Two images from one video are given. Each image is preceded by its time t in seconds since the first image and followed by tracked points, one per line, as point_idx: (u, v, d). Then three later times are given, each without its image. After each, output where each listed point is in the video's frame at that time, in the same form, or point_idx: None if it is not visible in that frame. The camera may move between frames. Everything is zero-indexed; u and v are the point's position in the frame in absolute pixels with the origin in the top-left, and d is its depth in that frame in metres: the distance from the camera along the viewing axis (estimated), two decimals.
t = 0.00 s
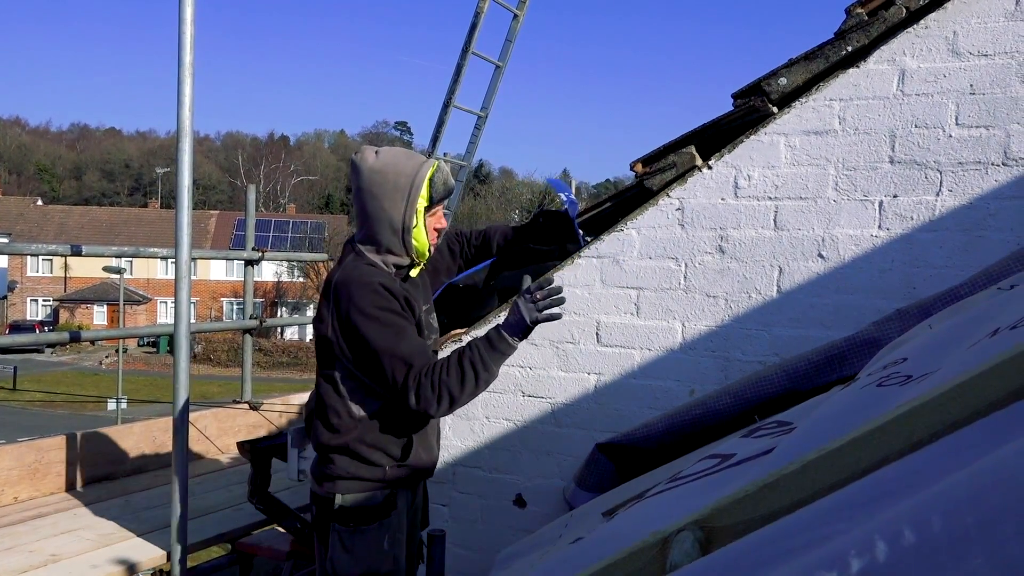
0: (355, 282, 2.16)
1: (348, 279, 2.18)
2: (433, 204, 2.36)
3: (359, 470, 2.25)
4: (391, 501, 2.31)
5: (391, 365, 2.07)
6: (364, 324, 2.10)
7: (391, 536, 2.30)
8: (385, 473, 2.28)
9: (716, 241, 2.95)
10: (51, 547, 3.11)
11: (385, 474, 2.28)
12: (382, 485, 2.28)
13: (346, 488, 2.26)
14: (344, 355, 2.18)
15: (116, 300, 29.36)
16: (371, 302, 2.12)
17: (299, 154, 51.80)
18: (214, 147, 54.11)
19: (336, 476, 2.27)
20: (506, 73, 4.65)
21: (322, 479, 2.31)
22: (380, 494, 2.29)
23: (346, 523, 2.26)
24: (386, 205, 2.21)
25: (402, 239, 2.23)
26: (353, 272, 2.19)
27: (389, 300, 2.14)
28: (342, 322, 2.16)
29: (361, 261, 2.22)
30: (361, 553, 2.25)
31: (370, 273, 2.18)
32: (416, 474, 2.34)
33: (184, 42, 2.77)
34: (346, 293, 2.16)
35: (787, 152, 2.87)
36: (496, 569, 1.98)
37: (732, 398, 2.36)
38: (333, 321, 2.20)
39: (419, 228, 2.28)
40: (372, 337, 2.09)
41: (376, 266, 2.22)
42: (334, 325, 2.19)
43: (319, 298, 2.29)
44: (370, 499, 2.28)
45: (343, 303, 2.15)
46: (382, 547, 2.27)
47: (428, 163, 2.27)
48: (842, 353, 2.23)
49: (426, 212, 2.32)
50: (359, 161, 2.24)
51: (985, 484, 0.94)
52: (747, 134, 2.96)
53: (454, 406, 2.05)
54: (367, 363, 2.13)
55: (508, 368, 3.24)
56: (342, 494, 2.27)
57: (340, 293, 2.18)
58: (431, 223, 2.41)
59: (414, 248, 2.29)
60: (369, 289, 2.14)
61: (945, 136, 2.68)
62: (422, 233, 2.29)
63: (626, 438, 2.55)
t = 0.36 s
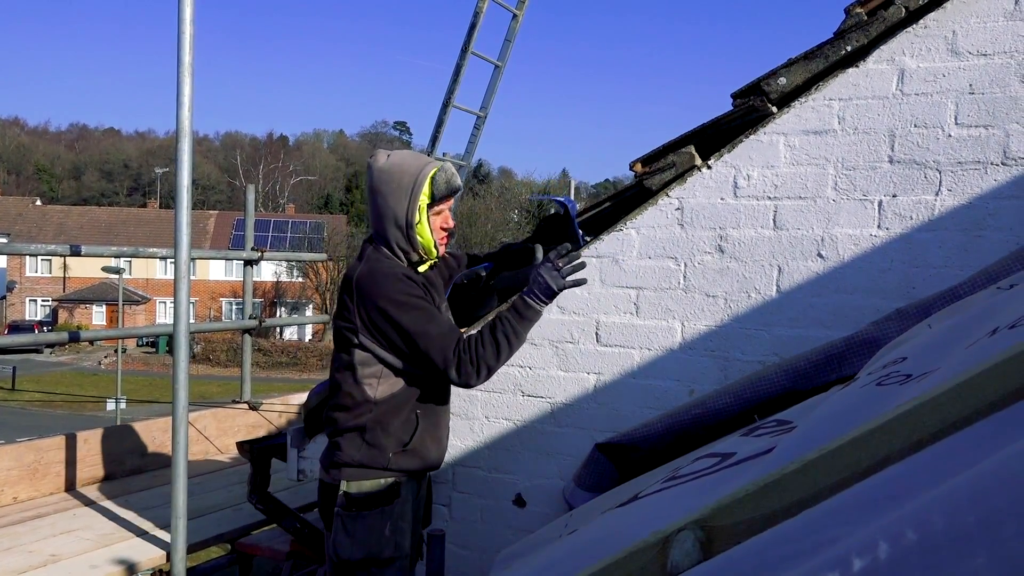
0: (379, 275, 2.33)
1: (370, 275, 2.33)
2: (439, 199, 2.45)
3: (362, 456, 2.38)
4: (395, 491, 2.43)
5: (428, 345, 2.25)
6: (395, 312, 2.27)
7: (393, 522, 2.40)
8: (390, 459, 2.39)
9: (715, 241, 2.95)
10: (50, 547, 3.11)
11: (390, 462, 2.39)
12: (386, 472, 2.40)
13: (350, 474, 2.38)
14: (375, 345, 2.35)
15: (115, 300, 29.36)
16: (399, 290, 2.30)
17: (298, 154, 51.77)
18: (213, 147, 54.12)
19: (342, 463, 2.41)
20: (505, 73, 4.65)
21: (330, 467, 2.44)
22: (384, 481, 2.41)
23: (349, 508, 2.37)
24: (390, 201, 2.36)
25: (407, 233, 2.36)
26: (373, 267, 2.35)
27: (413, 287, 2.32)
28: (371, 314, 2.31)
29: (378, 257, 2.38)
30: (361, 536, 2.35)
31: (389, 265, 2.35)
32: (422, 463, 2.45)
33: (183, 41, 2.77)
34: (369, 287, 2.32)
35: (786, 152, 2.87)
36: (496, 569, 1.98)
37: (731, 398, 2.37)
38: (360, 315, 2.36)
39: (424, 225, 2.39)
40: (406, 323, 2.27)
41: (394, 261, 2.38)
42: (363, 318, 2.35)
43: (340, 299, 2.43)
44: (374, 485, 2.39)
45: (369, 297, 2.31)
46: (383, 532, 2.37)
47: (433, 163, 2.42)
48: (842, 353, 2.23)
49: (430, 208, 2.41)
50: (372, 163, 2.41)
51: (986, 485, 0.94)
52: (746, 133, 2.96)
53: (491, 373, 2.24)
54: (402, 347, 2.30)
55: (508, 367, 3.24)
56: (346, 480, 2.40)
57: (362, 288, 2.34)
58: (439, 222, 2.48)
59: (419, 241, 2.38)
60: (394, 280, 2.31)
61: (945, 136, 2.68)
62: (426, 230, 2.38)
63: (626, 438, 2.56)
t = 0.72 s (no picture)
0: (392, 268, 2.65)
1: (383, 268, 2.65)
2: (438, 197, 2.81)
3: (370, 457, 2.64)
4: (399, 492, 2.70)
5: (447, 325, 2.63)
6: (413, 298, 2.61)
7: (399, 525, 2.67)
8: (394, 458, 2.66)
9: (716, 241, 2.95)
10: (52, 547, 3.11)
11: (394, 461, 2.66)
12: (391, 471, 2.67)
13: (357, 475, 2.64)
14: (391, 332, 2.64)
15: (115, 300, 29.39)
16: (415, 279, 2.64)
17: (298, 154, 51.77)
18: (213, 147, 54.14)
19: (349, 464, 2.66)
20: (505, 72, 4.65)
21: (337, 469, 2.69)
22: (388, 482, 2.68)
23: (357, 510, 2.62)
24: (393, 197, 2.72)
25: (408, 225, 2.72)
26: (384, 260, 2.67)
27: (424, 277, 2.68)
28: (387, 303, 2.62)
29: (388, 252, 2.70)
30: (370, 539, 2.60)
31: (398, 259, 2.68)
32: (423, 461, 2.73)
33: (186, 42, 2.77)
34: (383, 277, 2.64)
35: (787, 152, 2.87)
36: (498, 570, 1.98)
37: (733, 398, 2.37)
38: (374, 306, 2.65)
39: (424, 220, 2.75)
40: (427, 308, 2.61)
41: (402, 255, 2.72)
42: (377, 308, 2.64)
43: (349, 292, 2.71)
44: (379, 487, 2.66)
45: (385, 285, 2.63)
46: (391, 533, 2.63)
47: (435, 164, 2.78)
48: (844, 354, 2.23)
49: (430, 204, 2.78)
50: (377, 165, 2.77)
51: (994, 489, 0.94)
52: (748, 133, 2.96)
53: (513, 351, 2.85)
54: (419, 331, 2.63)
55: (508, 368, 3.24)
56: (353, 482, 2.65)
57: (377, 279, 2.65)
58: (441, 220, 2.88)
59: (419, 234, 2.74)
60: (407, 270, 2.65)
61: (946, 136, 2.68)
62: (427, 223, 2.76)
63: (628, 438, 2.56)
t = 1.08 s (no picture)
0: (371, 258, 2.70)
1: (362, 259, 2.70)
2: (416, 192, 2.83)
3: (358, 456, 2.66)
4: (391, 493, 2.72)
5: (426, 309, 2.60)
6: (391, 286, 2.62)
7: (388, 525, 2.70)
8: (385, 457, 2.67)
9: (716, 241, 2.95)
10: (51, 546, 3.11)
11: (384, 460, 2.67)
12: (382, 471, 2.68)
13: (347, 474, 2.67)
14: (371, 321, 2.67)
15: (116, 300, 29.40)
16: (392, 267, 2.67)
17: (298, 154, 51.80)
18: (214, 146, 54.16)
19: (340, 464, 2.68)
20: (506, 72, 4.65)
21: (329, 468, 2.72)
22: (379, 482, 2.69)
23: (344, 510, 2.65)
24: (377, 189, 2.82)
25: (381, 214, 2.78)
26: (363, 253, 2.72)
27: (403, 266, 2.69)
28: (365, 292, 2.66)
29: (368, 245, 2.75)
30: (355, 539, 2.63)
31: (378, 251, 2.72)
32: (417, 461, 2.74)
33: (186, 41, 2.77)
34: (363, 268, 2.68)
35: (788, 152, 2.87)
36: (497, 569, 1.98)
37: (732, 398, 2.37)
38: (355, 297, 2.70)
39: (398, 212, 2.79)
40: (402, 293, 2.61)
41: (383, 247, 2.76)
42: (358, 299, 2.68)
43: (336, 289, 2.79)
44: (369, 486, 2.68)
45: (364, 275, 2.66)
46: (377, 535, 2.66)
47: (418, 160, 2.82)
48: (844, 354, 2.23)
49: (407, 197, 2.82)
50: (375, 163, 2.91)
51: (994, 490, 0.94)
52: (748, 134, 2.96)
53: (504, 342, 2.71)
54: (398, 318, 2.62)
55: (508, 367, 3.24)
56: (344, 481, 2.68)
57: (357, 270, 2.69)
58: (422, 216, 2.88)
59: (390, 224, 2.77)
60: (385, 259, 2.69)
61: (947, 137, 2.68)
62: (399, 216, 2.79)
63: (627, 438, 2.55)
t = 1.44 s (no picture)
0: (373, 257, 2.69)
1: (364, 259, 2.69)
2: (423, 192, 2.82)
3: (362, 456, 2.67)
4: (394, 493, 2.72)
5: (426, 311, 2.59)
6: (392, 287, 2.62)
7: (389, 526, 2.70)
8: (389, 457, 2.68)
9: (716, 242, 2.95)
10: (50, 544, 3.11)
11: (388, 460, 2.68)
12: (386, 472, 2.68)
13: (350, 474, 2.68)
14: (373, 321, 2.67)
15: (116, 298, 29.41)
16: (393, 267, 2.66)
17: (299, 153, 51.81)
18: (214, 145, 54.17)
19: (343, 463, 2.69)
20: (507, 72, 4.65)
21: (332, 467, 2.73)
22: (382, 482, 2.70)
23: (347, 510, 2.66)
24: (384, 189, 2.81)
25: (387, 214, 2.78)
26: (366, 252, 2.72)
27: (404, 266, 2.69)
28: (367, 292, 2.66)
29: (371, 245, 2.75)
30: (357, 539, 2.64)
31: (380, 250, 2.72)
32: (421, 462, 2.74)
33: (187, 40, 2.78)
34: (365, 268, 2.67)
35: (788, 153, 2.87)
36: (496, 569, 1.98)
37: (732, 398, 2.37)
38: (358, 297, 2.70)
39: (404, 212, 2.78)
40: (403, 294, 2.60)
41: (387, 246, 2.76)
42: (360, 299, 2.68)
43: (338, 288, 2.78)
44: (372, 486, 2.69)
45: (366, 275, 2.66)
46: (379, 535, 2.67)
47: (428, 161, 2.81)
48: (843, 354, 2.23)
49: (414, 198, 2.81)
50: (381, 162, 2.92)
51: (993, 490, 0.94)
52: (749, 134, 2.96)
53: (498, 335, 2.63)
54: (399, 319, 2.62)
55: (508, 367, 3.24)
56: (347, 481, 2.69)
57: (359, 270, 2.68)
58: (427, 217, 2.88)
59: (397, 224, 2.77)
60: (387, 259, 2.68)
61: (947, 137, 2.68)
62: (406, 217, 2.78)
63: (626, 438, 2.55)
